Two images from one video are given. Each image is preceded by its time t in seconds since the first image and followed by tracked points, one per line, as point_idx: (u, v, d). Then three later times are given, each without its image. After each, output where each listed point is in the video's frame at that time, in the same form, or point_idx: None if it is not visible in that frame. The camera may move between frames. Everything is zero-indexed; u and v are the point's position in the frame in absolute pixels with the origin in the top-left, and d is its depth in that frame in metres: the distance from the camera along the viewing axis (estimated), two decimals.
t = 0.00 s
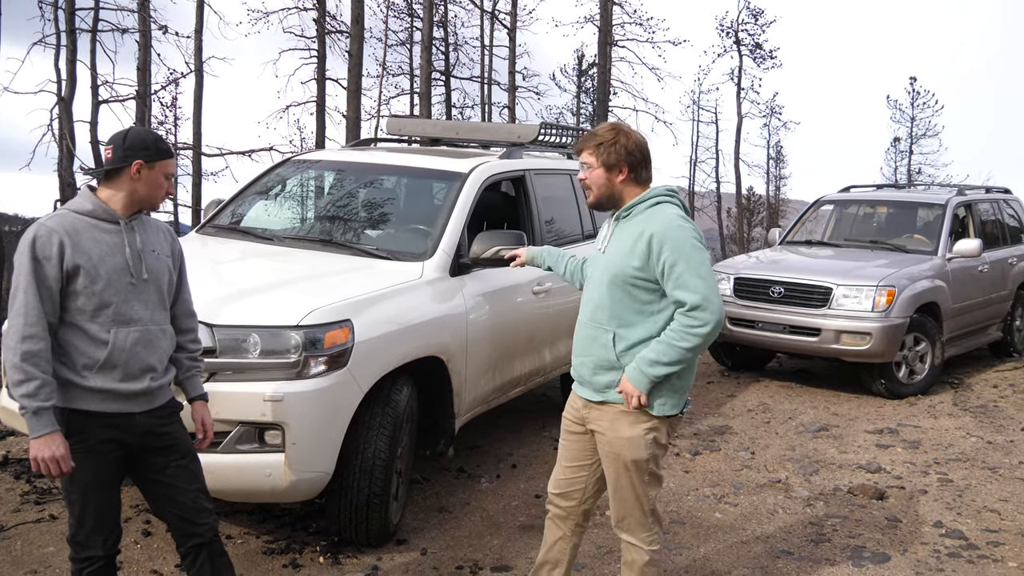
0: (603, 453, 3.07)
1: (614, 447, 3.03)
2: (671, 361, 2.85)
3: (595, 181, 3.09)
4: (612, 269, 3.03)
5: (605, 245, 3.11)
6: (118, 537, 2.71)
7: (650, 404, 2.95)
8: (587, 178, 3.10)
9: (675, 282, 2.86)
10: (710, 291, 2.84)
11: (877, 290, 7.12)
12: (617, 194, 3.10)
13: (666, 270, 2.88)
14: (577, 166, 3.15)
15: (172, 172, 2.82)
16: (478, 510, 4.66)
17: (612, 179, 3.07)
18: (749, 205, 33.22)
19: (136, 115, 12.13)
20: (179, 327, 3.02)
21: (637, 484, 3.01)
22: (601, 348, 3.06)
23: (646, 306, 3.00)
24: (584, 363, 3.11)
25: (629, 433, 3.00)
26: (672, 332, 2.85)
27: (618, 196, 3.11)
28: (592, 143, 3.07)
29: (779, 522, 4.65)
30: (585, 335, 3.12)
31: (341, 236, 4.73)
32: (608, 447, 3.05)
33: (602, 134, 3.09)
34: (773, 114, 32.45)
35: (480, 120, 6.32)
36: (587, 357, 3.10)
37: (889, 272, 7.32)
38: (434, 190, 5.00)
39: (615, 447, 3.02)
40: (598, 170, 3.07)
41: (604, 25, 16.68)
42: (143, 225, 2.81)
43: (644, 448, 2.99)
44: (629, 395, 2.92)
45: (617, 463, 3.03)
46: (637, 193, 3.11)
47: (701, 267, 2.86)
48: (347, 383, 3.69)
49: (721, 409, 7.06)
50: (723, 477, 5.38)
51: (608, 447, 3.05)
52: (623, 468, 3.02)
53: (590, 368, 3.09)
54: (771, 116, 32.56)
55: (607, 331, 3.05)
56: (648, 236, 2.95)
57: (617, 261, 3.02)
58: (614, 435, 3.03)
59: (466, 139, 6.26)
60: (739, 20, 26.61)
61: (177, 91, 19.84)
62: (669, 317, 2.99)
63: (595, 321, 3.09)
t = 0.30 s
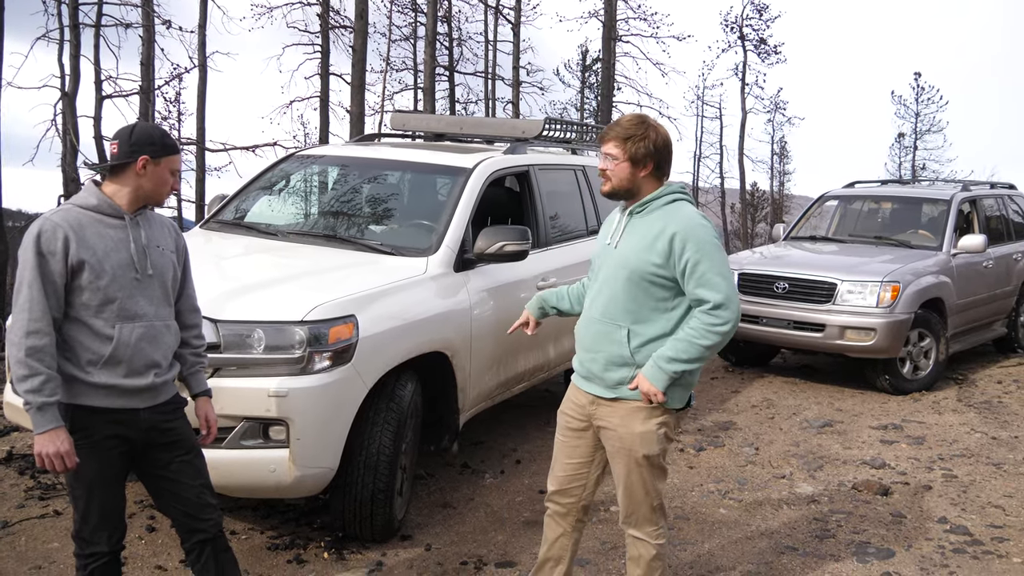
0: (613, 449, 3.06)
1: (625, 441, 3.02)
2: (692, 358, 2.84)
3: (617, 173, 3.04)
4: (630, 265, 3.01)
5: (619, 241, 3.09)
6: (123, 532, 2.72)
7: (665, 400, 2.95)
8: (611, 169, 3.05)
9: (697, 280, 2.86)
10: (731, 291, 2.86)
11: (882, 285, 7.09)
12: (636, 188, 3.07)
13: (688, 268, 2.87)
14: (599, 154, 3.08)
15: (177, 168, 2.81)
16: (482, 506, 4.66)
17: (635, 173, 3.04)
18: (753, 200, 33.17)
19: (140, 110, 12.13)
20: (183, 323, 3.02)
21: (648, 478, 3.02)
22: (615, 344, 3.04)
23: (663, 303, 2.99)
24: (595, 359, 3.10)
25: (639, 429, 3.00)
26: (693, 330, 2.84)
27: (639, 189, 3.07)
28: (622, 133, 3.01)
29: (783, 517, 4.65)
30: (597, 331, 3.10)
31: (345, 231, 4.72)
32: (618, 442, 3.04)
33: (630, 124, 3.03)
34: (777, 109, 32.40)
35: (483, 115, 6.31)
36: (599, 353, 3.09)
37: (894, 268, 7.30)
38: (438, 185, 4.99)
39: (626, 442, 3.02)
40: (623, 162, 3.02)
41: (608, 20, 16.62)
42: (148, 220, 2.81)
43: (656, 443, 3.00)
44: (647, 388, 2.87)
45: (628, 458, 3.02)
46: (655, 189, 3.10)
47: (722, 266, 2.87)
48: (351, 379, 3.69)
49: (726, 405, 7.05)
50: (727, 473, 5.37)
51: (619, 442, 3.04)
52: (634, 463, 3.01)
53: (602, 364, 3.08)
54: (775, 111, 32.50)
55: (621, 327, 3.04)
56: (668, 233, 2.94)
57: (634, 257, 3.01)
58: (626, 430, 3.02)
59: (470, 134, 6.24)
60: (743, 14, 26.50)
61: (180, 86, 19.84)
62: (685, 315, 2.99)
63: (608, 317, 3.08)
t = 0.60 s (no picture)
0: (613, 445, 3.05)
1: (626, 439, 3.02)
2: (708, 355, 2.87)
3: (626, 176, 3.03)
4: (647, 261, 3.01)
5: (632, 236, 3.09)
6: (123, 530, 2.71)
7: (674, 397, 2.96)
8: (619, 172, 3.04)
9: (719, 280, 2.90)
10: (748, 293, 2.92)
11: (881, 281, 7.10)
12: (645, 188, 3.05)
13: (710, 268, 2.91)
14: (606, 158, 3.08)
15: (178, 164, 2.80)
16: (482, 502, 4.66)
17: (643, 174, 3.02)
18: (753, 196, 33.15)
19: (138, 108, 12.10)
20: (182, 320, 3.01)
21: (648, 476, 3.02)
22: (625, 339, 3.03)
23: (676, 301, 3.01)
24: (603, 353, 3.08)
25: (641, 426, 3.00)
26: (712, 328, 2.88)
27: (648, 190, 3.05)
28: (626, 137, 3.00)
29: (783, 514, 4.65)
30: (606, 325, 3.08)
31: (344, 228, 4.71)
32: (619, 439, 3.03)
33: (634, 126, 3.01)
34: (776, 105, 32.39)
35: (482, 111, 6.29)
36: (607, 347, 3.07)
37: (893, 263, 7.30)
38: (437, 182, 4.98)
39: (627, 439, 3.02)
40: (630, 165, 3.02)
41: (607, 16, 16.60)
42: (148, 218, 2.80)
43: (656, 441, 3.00)
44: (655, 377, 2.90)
45: (629, 455, 3.02)
46: (664, 188, 3.08)
47: (740, 268, 2.92)
48: (351, 376, 3.69)
49: (726, 401, 7.05)
50: (727, 469, 5.37)
51: (620, 439, 3.03)
52: (633, 460, 3.01)
53: (609, 358, 3.06)
54: (775, 107, 32.48)
55: (632, 322, 3.03)
56: (687, 232, 2.96)
57: (650, 253, 3.01)
58: (628, 427, 3.02)
59: (469, 130, 6.23)
60: (742, 10, 26.47)
61: (180, 83, 19.80)
62: (696, 314, 3.03)
63: (618, 311, 3.06)
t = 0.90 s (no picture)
0: (628, 441, 3.05)
1: (642, 435, 3.01)
2: (718, 352, 2.89)
3: (628, 180, 3.05)
4: (657, 260, 3.00)
5: (642, 235, 3.08)
6: (130, 529, 2.72)
7: (686, 395, 2.96)
8: (621, 178, 3.06)
9: (728, 279, 2.90)
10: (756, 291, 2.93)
11: (888, 278, 7.08)
12: (649, 188, 3.05)
13: (719, 267, 2.91)
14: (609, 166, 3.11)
15: (179, 160, 2.81)
16: (488, 501, 4.66)
17: (643, 176, 3.03)
18: (758, 193, 33.06)
19: (144, 108, 12.13)
20: (188, 319, 3.02)
21: (662, 472, 3.03)
22: (638, 339, 3.03)
23: (686, 300, 3.01)
24: (615, 352, 3.07)
25: (655, 422, 3.00)
26: (723, 327, 2.89)
27: (652, 190, 3.05)
28: (621, 143, 3.03)
29: (789, 512, 4.64)
30: (618, 325, 3.08)
31: (349, 227, 4.72)
32: (633, 435, 3.03)
33: (630, 130, 3.02)
34: (781, 102, 32.29)
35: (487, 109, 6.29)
36: (620, 346, 3.06)
37: (900, 260, 7.27)
38: (442, 180, 4.98)
39: (641, 436, 3.01)
40: (630, 169, 3.03)
41: (611, 14, 16.58)
42: (153, 217, 2.81)
43: (671, 437, 3.00)
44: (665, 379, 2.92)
45: (645, 451, 3.01)
46: (669, 186, 3.07)
47: (750, 267, 2.93)
48: (357, 374, 3.69)
49: (732, 399, 7.04)
50: (734, 467, 5.36)
51: (636, 435, 3.02)
52: (648, 457, 3.01)
53: (622, 358, 3.05)
54: (780, 104, 32.39)
55: (644, 322, 3.02)
56: (698, 231, 2.96)
57: (660, 253, 3.00)
58: (642, 423, 3.01)
59: (474, 128, 6.23)
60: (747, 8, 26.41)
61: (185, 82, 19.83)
62: (706, 313, 3.03)
63: (630, 310, 3.06)
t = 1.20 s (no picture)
0: (636, 440, 3.04)
1: (650, 433, 3.01)
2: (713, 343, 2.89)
3: (621, 179, 3.05)
4: (654, 258, 3.01)
5: (639, 234, 3.09)
6: (133, 528, 2.72)
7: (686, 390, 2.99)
8: (613, 177, 3.06)
9: (721, 272, 2.90)
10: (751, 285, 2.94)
11: (891, 277, 7.08)
12: (643, 187, 3.05)
13: (713, 262, 2.92)
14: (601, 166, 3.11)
15: (187, 173, 2.80)
16: (490, 500, 4.66)
17: (636, 174, 3.03)
18: (761, 191, 33.02)
19: (147, 106, 12.14)
20: (188, 319, 3.02)
21: (670, 470, 3.02)
22: (640, 337, 3.03)
23: (684, 296, 3.01)
24: (619, 351, 3.07)
25: (663, 419, 3.00)
26: (716, 316, 2.88)
27: (645, 188, 3.06)
28: (612, 142, 3.02)
29: (792, 510, 4.64)
30: (620, 324, 3.08)
31: (352, 225, 4.72)
32: (641, 433, 3.03)
33: (620, 130, 3.02)
34: (784, 100, 32.24)
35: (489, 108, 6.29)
36: (623, 345, 3.06)
37: (903, 259, 7.27)
38: (444, 179, 4.98)
39: (649, 433, 3.01)
40: (622, 167, 3.03)
41: (613, 12, 16.57)
42: (154, 218, 2.81)
43: (679, 434, 3.00)
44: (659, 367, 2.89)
45: (653, 449, 3.01)
46: (661, 184, 3.07)
47: (742, 259, 2.93)
48: (360, 373, 3.69)
49: (734, 398, 7.03)
50: (737, 466, 5.36)
51: (644, 433, 3.02)
52: (657, 455, 3.01)
53: (626, 357, 3.05)
54: (783, 103, 32.35)
55: (645, 319, 3.02)
56: (692, 226, 2.97)
57: (657, 250, 3.01)
58: (649, 421, 3.01)
59: (477, 127, 6.23)
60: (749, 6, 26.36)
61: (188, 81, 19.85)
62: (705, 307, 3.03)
63: (631, 309, 3.06)
